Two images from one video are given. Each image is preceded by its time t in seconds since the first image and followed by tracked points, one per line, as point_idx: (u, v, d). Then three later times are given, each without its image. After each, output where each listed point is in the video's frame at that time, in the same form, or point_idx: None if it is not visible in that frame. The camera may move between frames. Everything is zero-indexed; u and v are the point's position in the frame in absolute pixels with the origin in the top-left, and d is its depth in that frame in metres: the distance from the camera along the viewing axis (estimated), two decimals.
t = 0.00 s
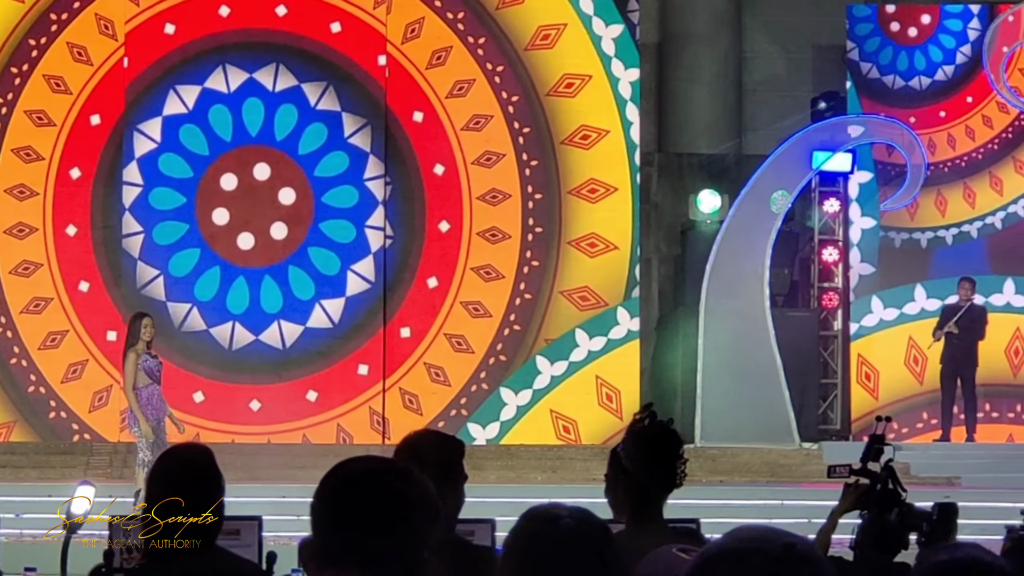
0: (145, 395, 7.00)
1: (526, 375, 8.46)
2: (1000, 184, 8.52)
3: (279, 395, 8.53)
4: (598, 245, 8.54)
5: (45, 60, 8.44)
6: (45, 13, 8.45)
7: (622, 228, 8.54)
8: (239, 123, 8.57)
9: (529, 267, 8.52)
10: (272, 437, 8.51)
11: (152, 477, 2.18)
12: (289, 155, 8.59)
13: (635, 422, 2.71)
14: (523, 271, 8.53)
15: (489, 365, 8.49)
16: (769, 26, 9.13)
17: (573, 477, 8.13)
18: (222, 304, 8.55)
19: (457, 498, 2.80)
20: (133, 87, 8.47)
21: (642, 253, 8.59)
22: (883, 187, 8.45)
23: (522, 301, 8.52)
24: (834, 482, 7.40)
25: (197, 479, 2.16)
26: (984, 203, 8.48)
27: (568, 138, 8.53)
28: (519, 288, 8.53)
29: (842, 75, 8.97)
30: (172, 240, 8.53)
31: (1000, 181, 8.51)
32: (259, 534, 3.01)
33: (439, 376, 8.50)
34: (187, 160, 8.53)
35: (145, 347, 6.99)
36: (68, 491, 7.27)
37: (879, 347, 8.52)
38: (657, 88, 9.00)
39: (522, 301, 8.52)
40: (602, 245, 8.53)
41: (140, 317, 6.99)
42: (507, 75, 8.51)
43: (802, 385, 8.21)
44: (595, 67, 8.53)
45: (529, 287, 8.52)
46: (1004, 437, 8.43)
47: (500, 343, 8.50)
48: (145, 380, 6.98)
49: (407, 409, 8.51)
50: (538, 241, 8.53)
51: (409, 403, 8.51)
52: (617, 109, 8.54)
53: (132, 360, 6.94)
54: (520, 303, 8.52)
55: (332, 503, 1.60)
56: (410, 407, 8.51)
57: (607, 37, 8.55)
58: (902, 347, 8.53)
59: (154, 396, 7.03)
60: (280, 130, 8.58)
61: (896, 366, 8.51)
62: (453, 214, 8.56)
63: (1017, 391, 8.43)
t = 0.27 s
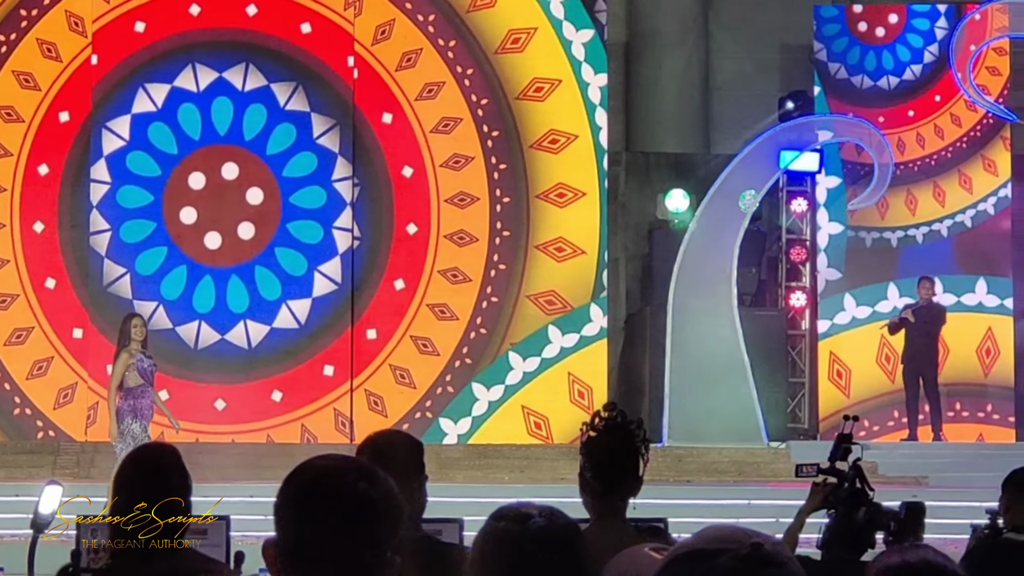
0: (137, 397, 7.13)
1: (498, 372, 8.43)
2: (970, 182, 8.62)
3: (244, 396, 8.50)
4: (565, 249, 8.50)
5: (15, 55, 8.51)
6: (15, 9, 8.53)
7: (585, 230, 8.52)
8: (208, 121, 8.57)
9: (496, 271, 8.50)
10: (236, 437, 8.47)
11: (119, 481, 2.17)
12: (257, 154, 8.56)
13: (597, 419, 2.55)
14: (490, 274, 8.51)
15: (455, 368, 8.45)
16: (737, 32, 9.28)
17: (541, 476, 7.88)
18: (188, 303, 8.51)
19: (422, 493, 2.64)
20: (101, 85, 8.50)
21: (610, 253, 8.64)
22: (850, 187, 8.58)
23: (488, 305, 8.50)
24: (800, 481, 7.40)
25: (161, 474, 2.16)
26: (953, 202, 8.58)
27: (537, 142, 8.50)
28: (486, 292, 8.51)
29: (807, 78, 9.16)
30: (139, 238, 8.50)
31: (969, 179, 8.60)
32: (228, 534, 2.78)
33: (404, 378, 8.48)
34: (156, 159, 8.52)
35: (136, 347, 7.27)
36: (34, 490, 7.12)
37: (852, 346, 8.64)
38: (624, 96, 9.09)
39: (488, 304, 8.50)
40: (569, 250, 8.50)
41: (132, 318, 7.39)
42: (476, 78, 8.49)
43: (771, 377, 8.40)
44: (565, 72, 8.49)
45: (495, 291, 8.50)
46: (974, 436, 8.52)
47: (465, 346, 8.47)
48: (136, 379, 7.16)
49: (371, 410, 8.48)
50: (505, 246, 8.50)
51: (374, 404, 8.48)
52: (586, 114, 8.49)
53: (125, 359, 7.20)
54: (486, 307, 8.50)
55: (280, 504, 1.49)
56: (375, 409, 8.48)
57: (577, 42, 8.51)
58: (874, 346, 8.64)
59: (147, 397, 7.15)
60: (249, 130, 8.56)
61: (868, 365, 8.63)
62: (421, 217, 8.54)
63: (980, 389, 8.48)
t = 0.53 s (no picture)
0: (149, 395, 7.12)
1: (481, 368, 8.42)
2: (951, 181, 8.62)
3: (221, 397, 8.46)
4: (544, 254, 8.50)
5: None
6: None
7: (568, 236, 8.49)
8: (189, 121, 8.53)
9: (474, 274, 8.51)
10: (212, 437, 8.43)
11: (97, 480, 2.12)
12: (237, 155, 8.54)
13: (574, 419, 2.54)
14: (469, 277, 8.52)
15: (432, 371, 8.45)
16: (717, 32, 9.34)
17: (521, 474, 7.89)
18: (166, 303, 8.49)
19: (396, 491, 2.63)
20: (81, 85, 8.44)
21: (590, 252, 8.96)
22: (829, 188, 8.55)
23: (466, 308, 8.49)
24: (778, 480, 7.44)
25: (151, 476, 2.13)
26: (935, 201, 8.59)
27: (518, 146, 8.50)
28: (465, 295, 8.51)
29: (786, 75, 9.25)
30: (118, 237, 8.46)
31: (950, 177, 8.61)
32: (208, 532, 2.77)
33: (381, 381, 8.48)
34: (136, 158, 8.48)
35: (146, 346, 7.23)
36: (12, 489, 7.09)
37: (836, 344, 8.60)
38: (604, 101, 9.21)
39: (466, 307, 8.50)
40: (549, 255, 8.49)
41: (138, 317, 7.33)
42: (457, 81, 8.49)
43: (750, 377, 8.47)
44: (546, 76, 8.49)
45: (473, 294, 8.50)
46: (954, 435, 8.54)
47: (443, 349, 8.47)
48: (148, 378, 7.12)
49: (347, 412, 8.46)
50: (484, 250, 8.52)
51: (351, 406, 8.46)
52: (567, 118, 8.48)
53: (136, 360, 7.17)
54: (464, 310, 8.50)
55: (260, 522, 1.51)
56: (351, 410, 8.46)
57: (558, 46, 8.50)
58: (857, 346, 8.59)
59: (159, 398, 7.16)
60: (229, 130, 8.53)
61: (851, 363, 8.57)
62: (400, 219, 8.54)
63: (955, 389, 8.51)
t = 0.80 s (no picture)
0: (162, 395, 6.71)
1: (468, 363, 8.44)
2: (936, 179, 8.64)
3: (199, 395, 8.43)
4: (526, 258, 8.49)
5: None
6: None
7: (551, 243, 8.50)
8: (172, 119, 8.49)
9: (456, 278, 8.50)
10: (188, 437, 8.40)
11: (75, 480, 2.11)
12: (221, 155, 8.51)
13: (557, 420, 2.54)
14: (450, 281, 8.51)
15: (412, 374, 8.45)
16: (699, 34, 9.35)
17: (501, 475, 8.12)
18: (147, 302, 8.45)
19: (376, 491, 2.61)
20: (65, 82, 8.41)
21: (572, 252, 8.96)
22: (812, 187, 8.68)
23: (447, 311, 8.49)
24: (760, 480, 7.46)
25: (127, 474, 2.11)
26: (919, 199, 8.63)
27: (501, 151, 8.50)
28: (446, 298, 8.50)
29: (769, 74, 9.27)
30: (99, 235, 8.45)
31: (935, 176, 8.63)
32: (190, 533, 2.75)
33: (362, 383, 8.47)
34: (119, 157, 8.45)
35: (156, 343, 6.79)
36: None
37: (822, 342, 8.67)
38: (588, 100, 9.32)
39: (447, 310, 8.50)
40: (530, 259, 8.49)
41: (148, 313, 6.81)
42: (441, 85, 8.48)
43: (731, 383, 8.25)
44: (531, 81, 8.48)
45: (454, 298, 8.50)
46: (940, 435, 8.61)
47: (423, 353, 8.46)
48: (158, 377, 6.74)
49: (327, 413, 8.45)
50: (466, 255, 8.50)
51: (331, 408, 8.45)
52: (551, 122, 8.50)
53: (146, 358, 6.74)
54: (445, 313, 8.49)
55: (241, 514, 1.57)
56: (331, 412, 8.45)
57: (544, 51, 8.49)
58: (844, 345, 8.65)
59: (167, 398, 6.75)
60: (212, 130, 8.50)
61: (837, 362, 8.64)
62: (382, 221, 8.53)
63: (938, 388, 8.56)
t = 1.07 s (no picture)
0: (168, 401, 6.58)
1: (455, 360, 8.40)
2: (920, 177, 8.70)
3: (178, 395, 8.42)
4: (507, 262, 8.47)
5: None
6: None
7: (531, 247, 8.48)
8: (155, 119, 8.49)
9: (437, 281, 8.48)
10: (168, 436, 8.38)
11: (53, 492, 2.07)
12: (203, 155, 8.50)
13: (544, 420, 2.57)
14: (432, 284, 8.49)
15: (392, 377, 8.43)
16: (681, 35, 9.34)
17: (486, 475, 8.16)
18: (128, 302, 8.43)
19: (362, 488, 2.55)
20: (49, 79, 8.39)
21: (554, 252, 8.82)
22: (794, 187, 8.68)
23: (428, 314, 8.46)
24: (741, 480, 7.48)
25: (107, 476, 2.09)
26: (905, 198, 8.67)
27: (484, 155, 8.48)
28: (427, 302, 8.48)
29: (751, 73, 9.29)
30: (81, 234, 8.43)
31: (918, 174, 8.69)
32: (172, 534, 2.74)
33: (342, 386, 8.46)
34: (102, 156, 8.45)
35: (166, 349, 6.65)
36: None
37: (809, 338, 8.73)
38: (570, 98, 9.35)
39: (428, 314, 8.47)
40: (512, 264, 8.47)
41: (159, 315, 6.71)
42: (426, 88, 8.46)
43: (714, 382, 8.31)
44: (514, 86, 8.48)
45: (436, 302, 8.47)
46: (925, 435, 8.69)
47: (404, 356, 8.43)
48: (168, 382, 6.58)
49: (306, 415, 8.43)
50: (448, 258, 8.49)
51: (310, 410, 8.43)
52: (534, 127, 8.48)
53: (159, 361, 6.54)
54: (426, 317, 8.46)
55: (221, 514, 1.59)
56: (310, 414, 8.43)
57: (528, 57, 8.49)
58: (831, 343, 8.71)
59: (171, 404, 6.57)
60: (195, 130, 8.49)
61: (825, 359, 8.70)
62: (364, 224, 8.50)
63: (922, 389, 8.66)
